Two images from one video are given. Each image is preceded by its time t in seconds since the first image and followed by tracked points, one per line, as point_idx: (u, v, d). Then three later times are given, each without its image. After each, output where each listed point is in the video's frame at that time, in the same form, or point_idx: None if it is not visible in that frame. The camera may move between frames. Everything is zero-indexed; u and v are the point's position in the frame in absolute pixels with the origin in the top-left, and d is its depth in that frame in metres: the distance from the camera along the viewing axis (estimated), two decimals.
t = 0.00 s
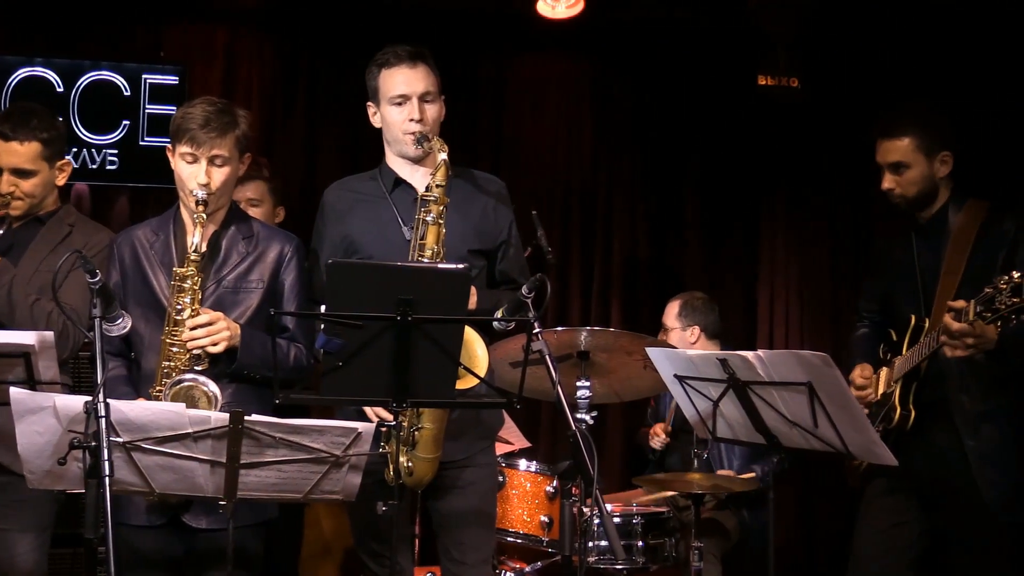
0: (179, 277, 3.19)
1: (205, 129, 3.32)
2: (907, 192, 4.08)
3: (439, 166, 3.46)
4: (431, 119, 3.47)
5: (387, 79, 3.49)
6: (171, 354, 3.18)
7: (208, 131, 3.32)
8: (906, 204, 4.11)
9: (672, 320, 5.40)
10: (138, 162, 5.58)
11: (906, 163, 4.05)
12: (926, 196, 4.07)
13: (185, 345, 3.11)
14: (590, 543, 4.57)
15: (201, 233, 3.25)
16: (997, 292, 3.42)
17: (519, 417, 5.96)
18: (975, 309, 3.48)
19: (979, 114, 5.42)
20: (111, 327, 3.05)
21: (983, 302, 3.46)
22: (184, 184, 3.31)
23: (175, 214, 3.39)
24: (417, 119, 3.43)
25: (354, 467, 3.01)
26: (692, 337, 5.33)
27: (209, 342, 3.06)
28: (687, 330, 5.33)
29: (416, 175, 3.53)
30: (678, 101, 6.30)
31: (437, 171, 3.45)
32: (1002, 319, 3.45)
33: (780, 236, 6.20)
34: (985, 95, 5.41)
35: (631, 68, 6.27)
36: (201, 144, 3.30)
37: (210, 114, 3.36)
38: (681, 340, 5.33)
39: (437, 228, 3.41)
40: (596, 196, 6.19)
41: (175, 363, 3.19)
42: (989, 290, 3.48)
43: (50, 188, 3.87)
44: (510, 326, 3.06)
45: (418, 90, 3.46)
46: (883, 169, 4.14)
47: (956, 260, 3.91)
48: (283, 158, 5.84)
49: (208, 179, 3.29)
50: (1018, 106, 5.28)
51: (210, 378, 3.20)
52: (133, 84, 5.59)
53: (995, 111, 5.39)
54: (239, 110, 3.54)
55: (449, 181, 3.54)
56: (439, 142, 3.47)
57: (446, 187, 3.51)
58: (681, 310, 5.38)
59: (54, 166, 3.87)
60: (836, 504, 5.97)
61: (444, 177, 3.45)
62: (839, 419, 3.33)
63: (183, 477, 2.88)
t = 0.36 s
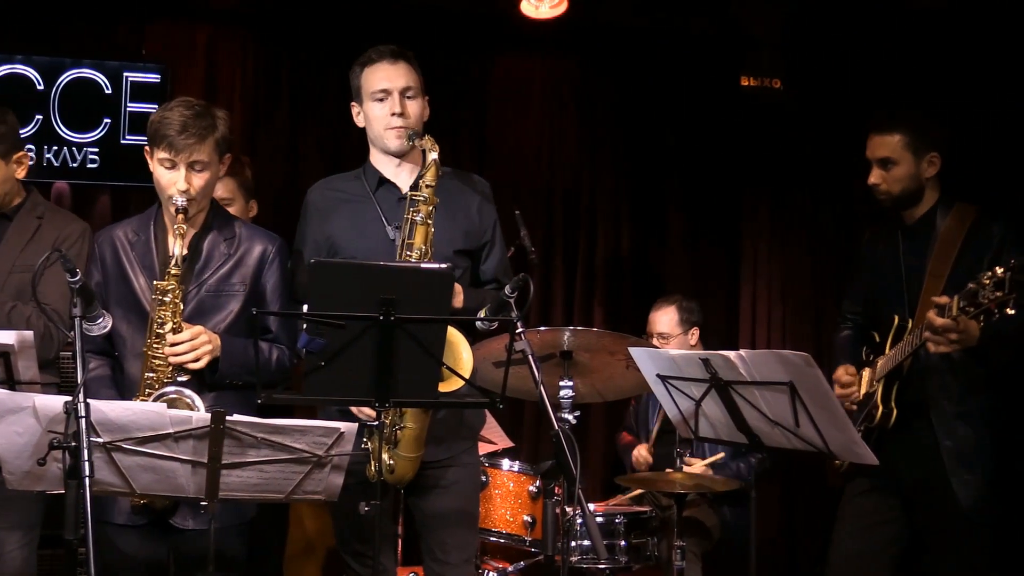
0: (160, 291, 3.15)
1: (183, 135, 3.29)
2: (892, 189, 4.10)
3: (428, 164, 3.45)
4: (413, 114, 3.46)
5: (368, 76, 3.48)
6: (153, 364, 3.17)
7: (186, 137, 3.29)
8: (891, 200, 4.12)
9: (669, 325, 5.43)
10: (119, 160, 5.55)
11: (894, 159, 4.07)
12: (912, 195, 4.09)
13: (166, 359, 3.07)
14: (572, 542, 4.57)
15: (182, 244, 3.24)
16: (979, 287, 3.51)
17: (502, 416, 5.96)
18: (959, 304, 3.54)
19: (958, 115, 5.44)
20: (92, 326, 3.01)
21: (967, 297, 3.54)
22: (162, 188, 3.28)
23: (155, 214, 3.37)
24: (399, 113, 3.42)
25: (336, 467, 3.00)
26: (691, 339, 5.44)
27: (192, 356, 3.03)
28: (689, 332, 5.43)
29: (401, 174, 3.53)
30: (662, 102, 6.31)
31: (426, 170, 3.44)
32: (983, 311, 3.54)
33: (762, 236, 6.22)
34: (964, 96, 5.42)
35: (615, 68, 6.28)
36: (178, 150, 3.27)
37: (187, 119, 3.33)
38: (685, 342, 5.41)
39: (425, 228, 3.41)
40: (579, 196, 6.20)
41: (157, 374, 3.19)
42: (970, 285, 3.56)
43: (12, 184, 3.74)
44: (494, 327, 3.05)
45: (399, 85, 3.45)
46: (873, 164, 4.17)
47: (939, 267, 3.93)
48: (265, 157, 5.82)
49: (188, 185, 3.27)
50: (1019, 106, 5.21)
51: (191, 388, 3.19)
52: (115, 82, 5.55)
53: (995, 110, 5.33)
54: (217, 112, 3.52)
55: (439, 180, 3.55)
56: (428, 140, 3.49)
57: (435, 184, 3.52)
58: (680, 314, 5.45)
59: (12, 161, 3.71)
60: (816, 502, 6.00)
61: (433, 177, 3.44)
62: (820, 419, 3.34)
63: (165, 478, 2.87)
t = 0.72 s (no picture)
0: (145, 287, 3.14)
1: (171, 132, 3.29)
2: (881, 194, 4.10)
3: (411, 159, 3.47)
4: (402, 114, 3.46)
5: (358, 75, 3.48)
6: (138, 361, 3.16)
7: (174, 134, 3.28)
8: (880, 206, 4.12)
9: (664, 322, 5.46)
10: (105, 159, 5.52)
11: (880, 165, 4.08)
12: (903, 197, 4.10)
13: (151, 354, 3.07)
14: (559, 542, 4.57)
15: (168, 241, 3.24)
16: (973, 289, 3.52)
17: (490, 416, 5.96)
18: (952, 306, 3.55)
19: (943, 117, 5.49)
20: (77, 326, 3.02)
21: (959, 299, 3.55)
22: (149, 185, 3.27)
23: (142, 213, 3.36)
24: (388, 112, 3.42)
25: (323, 467, 2.99)
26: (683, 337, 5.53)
27: (178, 353, 3.05)
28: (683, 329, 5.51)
29: (388, 175, 3.51)
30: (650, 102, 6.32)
31: (409, 165, 3.46)
32: (977, 316, 3.54)
33: (750, 236, 6.24)
34: (954, 97, 5.48)
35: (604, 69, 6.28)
36: (166, 147, 3.27)
37: (176, 116, 3.32)
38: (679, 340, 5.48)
39: (409, 223, 3.39)
40: (567, 196, 6.20)
41: (141, 372, 3.17)
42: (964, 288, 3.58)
43: None
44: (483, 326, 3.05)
45: (389, 85, 3.45)
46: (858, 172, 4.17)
47: (929, 268, 3.96)
48: (253, 157, 5.80)
49: (176, 182, 3.26)
50: (1018, 106, 5.29)
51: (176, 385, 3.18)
52: (101, 81, 5.52)
53: (995, 110, 5.37)
54: (205, 110, 3.51)
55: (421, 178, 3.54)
56: (410, 138, 3.50)
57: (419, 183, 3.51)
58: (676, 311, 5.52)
59: None
60: (803, 501, 6.02)
61: (416, 172, 3.45)
62: (806, 418, 3.35)
63: (150, 478, 2.86)
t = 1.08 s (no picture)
0: (133, 273, 3.14)
1: (162, 124, 3.28)
2: (862, 195, 4.13)
3: (399, 152, 3.42)
4: (392, 112, 3.44)
5: (348, 73, 3.46)
6: (124, 350, 3.14)
7: (164, 126, 3.28)
8: (860, 206, 4.16)
9: (655, 321, 5.48)
10: (91, 158, 5.49)
11: (859, 165, 4.11)
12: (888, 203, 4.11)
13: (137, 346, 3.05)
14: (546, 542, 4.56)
15: (156, 229, 3.22)
16: (958, 289, 3.53)
17: (477, 416, 5.96)
18: (937, 306, 3.56)
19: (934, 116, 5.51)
20: (61, 326, 3.00)
21: (945, 300, 3.56)
22: (138, 179, 3.25)
23: (129, 211, 3.34)
24: (378, 111, 3.40)
25: (310, 467, 2.98)
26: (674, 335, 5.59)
27: (162, 341, 3.01)
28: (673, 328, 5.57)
29: (377, 171, 3.49)
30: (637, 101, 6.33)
31: (397, 158, 3.42)
32: (963, 316, 3.56)
33: (736, 237, 6.26)
34: (949, 96, 5.49)
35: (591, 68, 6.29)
36: (157, 138, 3.26)
37: (166, 109, 3.31)
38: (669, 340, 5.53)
39: (397, 216, 3.38)
40: (555, 196, 6.21)
41: (128, 360, 3.15)
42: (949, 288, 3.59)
43: None
44: (468, 326, 3.04)
45: (379, 83, 3.44)
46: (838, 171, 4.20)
47: (915, 264, 3.96)
48: (240, 156, 5.78)
49: (164, 174, 3.25)
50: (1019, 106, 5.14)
51: (162, 377, 3.16)
52: (86, 80, 5.49)
53: (995, 110, 5.27)
54: (194, 107, 3.50)
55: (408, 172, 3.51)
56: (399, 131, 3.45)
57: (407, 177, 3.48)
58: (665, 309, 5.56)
59: None
60: (789, 500, 6.04)
61: (404, 165, 3.42)
62: (792, 418, 3.36)
63: (136, 478, 2.85)
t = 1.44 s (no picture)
0: (116, 270, 3.14)
1: (145, 121, 3.27)
2: (848, 203, 4.14)
3: (391, 150, 3.42)
4: (385, 108, 3.43)
5: (340, 69, 3.44)
6: (106, 348, 3.14)
7: (148, 124, 3.26)
8: (847, 213, 4.17)
9: (645, 321, 5.49)
10: (75, 157, 5.45)
11: (847, 174, 4.11)
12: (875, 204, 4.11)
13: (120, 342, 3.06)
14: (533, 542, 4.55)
15: (139, 226, 3.21)
16: (939, 291, 3.58)
17: (463, 416, 5.95)
18: (918, 308, 3.60)
19: (934, 116, 5.40)
20: (45, 326, 3.00)
21: (926, 302, 3.60)
22: (122, 178, 3.23)
23: (113, 210, 3.33)
24: (370, 108, 3.39)
25: (295, 467, 2.97)
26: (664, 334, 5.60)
27: (145, 339, 3.02)
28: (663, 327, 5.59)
29: (369, 166, 3.48)
30: (624, 102, 6.34)
31: (390, 156, 3.41)
32: (943, 318, 3.59)
33: (722, 237, 6.28)
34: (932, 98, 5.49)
35: (578, 69, 6.30)
36: (140, 137, 3.24)
37: (150, 107, 3.30)
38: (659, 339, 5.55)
39: (389, 215, 3.37)
40: (541, 196, 6.21)
41: (110, 358, 3.14)
42: (929, 291, 3.63)
43: None
44: (454, 326, 3.02)
45: (371, 79, 3.42)
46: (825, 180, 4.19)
47: (897, 269, 3.95)
48: (226, 154, 5.76)
49: (148, 172, 3.23)
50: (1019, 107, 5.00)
51: (145, 374, 3.17)
52: (71, 78, 5.46)
53: (995, 111, 5.13)
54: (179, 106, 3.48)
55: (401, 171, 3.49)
56: (392, 129, 3.44)
57: (398, 175, 3.47)
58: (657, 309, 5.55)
59: None
60: (775, 500, 6.06)
61: (397, 163, 3.41)
62: (777, 418, 3.37)
63: (120, 479, 2.83)
